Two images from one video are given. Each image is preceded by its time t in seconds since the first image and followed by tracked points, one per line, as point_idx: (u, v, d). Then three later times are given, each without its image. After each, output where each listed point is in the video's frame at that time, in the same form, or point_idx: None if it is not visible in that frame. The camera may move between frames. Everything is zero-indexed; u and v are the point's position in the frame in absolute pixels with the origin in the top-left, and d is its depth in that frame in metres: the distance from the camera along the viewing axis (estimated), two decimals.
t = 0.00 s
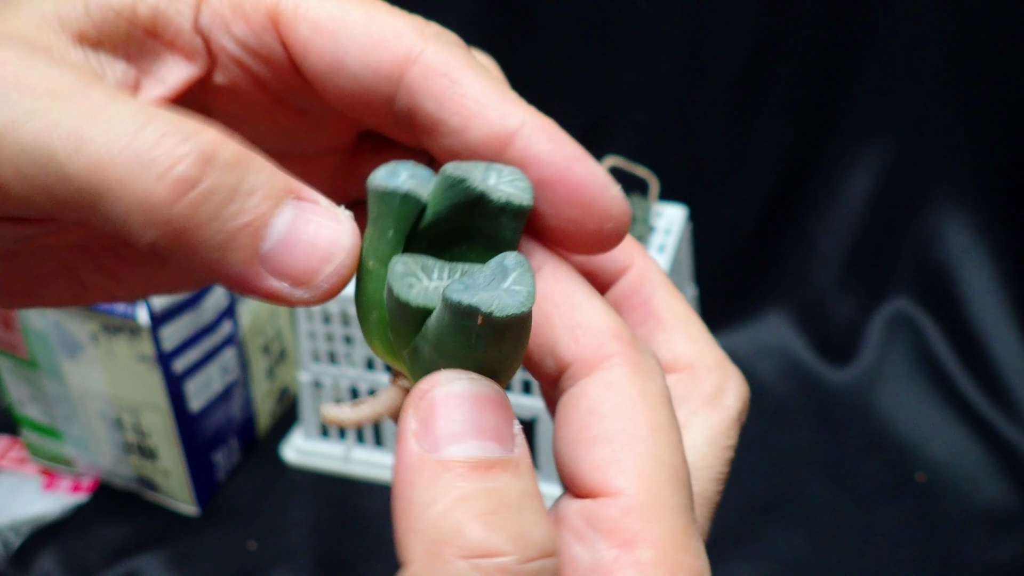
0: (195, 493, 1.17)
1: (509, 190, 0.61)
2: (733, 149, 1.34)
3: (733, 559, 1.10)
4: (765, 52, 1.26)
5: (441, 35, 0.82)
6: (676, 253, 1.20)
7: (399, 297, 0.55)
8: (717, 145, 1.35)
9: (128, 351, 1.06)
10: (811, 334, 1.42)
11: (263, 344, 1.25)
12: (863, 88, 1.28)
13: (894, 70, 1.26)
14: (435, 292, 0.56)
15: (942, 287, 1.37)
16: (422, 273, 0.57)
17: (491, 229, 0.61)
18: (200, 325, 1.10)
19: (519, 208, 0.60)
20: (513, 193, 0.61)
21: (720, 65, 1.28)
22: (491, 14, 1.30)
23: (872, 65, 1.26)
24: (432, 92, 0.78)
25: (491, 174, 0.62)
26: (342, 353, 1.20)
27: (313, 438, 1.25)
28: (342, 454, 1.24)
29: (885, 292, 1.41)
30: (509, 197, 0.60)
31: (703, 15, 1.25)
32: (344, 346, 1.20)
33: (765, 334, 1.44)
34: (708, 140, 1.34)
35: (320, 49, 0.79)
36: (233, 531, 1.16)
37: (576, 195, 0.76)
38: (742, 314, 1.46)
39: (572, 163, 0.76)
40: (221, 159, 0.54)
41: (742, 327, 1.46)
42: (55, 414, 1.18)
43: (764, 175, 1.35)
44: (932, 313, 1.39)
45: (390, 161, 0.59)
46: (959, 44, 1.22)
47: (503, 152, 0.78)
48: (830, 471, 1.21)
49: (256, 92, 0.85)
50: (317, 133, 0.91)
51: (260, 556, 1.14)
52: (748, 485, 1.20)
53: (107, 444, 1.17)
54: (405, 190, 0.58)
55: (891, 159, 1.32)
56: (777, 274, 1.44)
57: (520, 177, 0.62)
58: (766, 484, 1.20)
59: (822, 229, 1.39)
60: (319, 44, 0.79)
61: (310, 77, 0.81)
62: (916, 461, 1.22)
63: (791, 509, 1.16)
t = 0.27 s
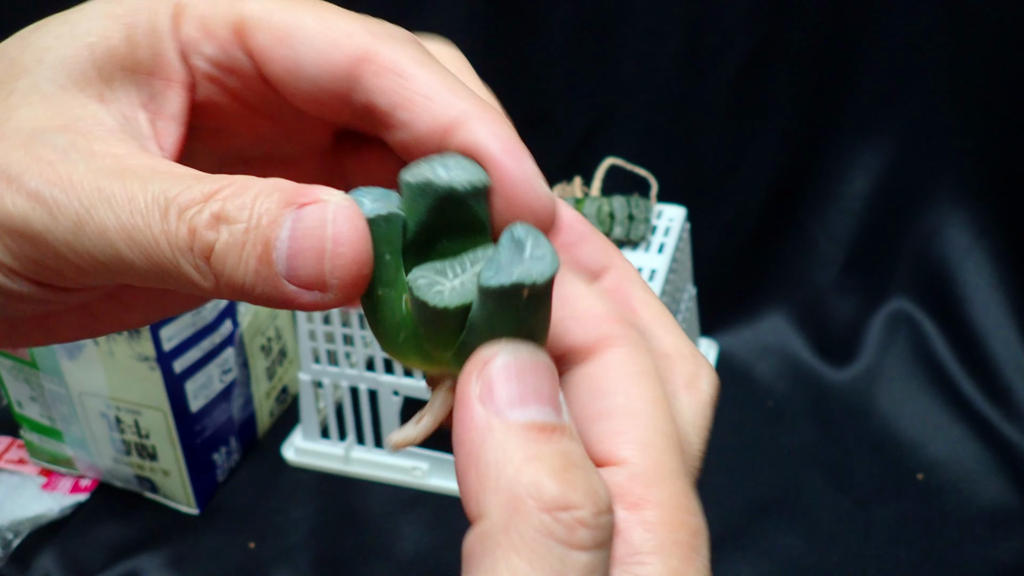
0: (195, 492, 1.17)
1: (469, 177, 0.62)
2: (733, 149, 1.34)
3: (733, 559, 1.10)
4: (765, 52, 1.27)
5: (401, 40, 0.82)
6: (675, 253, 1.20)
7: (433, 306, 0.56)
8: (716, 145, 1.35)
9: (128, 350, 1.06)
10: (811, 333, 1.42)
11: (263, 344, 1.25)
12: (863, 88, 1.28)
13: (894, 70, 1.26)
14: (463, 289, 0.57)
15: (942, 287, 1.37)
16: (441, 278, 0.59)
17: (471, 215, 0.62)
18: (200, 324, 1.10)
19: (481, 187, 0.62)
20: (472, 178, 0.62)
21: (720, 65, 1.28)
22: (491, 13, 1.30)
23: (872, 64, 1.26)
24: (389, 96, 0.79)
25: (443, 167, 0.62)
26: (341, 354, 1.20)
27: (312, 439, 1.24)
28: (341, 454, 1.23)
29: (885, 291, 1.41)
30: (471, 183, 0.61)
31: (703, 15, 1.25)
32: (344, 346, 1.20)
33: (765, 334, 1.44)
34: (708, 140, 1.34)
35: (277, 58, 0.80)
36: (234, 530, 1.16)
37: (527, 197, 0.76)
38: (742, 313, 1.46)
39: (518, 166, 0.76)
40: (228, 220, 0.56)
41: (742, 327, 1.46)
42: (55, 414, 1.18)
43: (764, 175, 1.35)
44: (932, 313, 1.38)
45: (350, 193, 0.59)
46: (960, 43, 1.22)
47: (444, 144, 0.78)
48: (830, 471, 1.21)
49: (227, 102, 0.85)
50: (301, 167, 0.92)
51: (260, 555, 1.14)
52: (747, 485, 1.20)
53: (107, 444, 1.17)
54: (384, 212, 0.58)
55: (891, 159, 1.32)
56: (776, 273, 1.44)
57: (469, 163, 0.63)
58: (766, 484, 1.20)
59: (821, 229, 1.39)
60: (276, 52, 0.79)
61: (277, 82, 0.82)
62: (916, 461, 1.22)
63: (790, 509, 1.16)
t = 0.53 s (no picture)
0: (195, 493, 1.17)
1: (472, 138, 0.69)
2: (732, 149, 1.34)
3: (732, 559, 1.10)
4: (765, 53, 1.27)
5: (320, 3, 0.81)
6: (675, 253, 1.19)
7: (528, 267, 0.65)
8: (716, 144, 1.35)
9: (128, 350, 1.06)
10: (810, 332, 1.42)
11: (263, 344, 1.25)
12: (862, 88, 1.28)
13: (894, 70, 1.26)
14: (541, 240, 0.66)
15: (941, 287, 1.37)
16: (516, 235, 0.66)
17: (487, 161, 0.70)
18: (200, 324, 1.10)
19: (485, 138, 0.70)
20: (473, 138, 0.70)
21: (720, 65, 1.28)
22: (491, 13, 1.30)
23: (872, 65, 1.26)
24: (342, 70, 0.79)
25: (445, 136, 0.69)
26: (341, 353, 1.19)
27: (312, 439, 1.24)
28: (341, 454, 1.23)
29: (885, 291, 1.41)
30: (476, 140, 0.69)
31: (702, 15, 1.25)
32: (344, 347, 1.20)
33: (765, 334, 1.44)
34: (707, 140, 1.34)
35: (218, 72, 0.77)
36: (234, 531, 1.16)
37: (486, 105, 0.74)
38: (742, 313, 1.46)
39: (472, 84, 0.74)
40: (313, 279, 0.59)
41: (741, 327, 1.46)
42: (55, 414, 1.18)
43: (764, 175, 1.35)
44: (932, 312, 1.39)
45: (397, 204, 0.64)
46: (960, 44, 1.22)
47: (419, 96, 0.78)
48: (831, 472, 1.21)
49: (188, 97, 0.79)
50: (252, 147, 0.93)
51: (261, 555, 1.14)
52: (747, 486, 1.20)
53: (107, 444, 1.17)
54: (438, 210, 0.64)
55: (891, 159, 1.32)
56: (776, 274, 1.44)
57: (461, 124, 0.70)
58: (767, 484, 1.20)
59: (821, 229, 1.39)
60: (214, 67, 0.77)
61: (221, 92, 0.80)
62: (916, 461, 1.22)
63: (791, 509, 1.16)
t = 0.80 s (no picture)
0: (195, 493, 1.17)
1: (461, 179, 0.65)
2: (731, 150, 1.34)
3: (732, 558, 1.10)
4: (765, 53, 1.27)
5: (314, 47, 0.79)
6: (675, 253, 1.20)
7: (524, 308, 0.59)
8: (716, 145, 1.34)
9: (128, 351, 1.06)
10: (810, 332, 1.42)
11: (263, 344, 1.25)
12: (862, 89, 1.28)
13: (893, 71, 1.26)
14: (536, 279, 0.60)
15: (942, 287, 1.37)
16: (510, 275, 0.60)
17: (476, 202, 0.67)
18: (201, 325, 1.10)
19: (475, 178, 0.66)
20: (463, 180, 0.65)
21: (720, 66, 1.28)
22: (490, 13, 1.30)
23: (872, 65, 1.26)
24: (336, 117, 0.79)
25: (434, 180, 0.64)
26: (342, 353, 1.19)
27: (312, 439, 1.24)
28: (341, 454, 1.23)
29: (885, 291, 1.41)
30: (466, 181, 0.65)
31: (702, 16, 1.25)
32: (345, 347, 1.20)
33: (765, 334, 1.44)
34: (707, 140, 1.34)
35: (212, 118, 0.76)
36: (235, 530, 1.16)
37: (479, 148, 0.74)
38: (742, 314, 1.46)
39: (463, 124, 0.75)
40: (309, 323, 0.59)
41: (741, 328, 1.46)
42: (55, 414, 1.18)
43: (763, 175, 1.35)
44: (931, 312, 1.39)
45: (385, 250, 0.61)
46: (959, 44, 1.22)
47: (407, 140, 0.78)
48: (831, 472, 1.21)
49: (188, 141, 0.79)
50: (251, 190, 0.93)
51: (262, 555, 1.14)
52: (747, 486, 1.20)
53: (106, 444, 1.17)
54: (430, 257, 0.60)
55: (891, 160, 1.32)
56: (776, 275, 1.44)
57: (453, 169, 0.65)
58: (767, 484, 1.20)
59: (821, 229, 1.39)
60: (209, 113, 0.76)
61: (214, 137, 0.79)
62: (916, 461, 1.22)
63: (791, 509, 1.16)
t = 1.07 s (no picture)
0: (194, 492, 1.17)
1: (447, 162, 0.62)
2: (731, 150, 1.34)
3: (733, 559, 1.10)
4: (764, 54, 1.27)
5: None
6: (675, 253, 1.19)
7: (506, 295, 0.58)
8: (715, 145, 1.34)
9: (127, 350, 1.06)
10: (810, 333, 1.43)
11: (263, 344, 1.25)
12: (862, 89, 1.27)
13: (893, 70, 1.25)
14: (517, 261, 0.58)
15: (942, 288, 1.37)
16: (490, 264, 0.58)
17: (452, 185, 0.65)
18: (200, 324, 1.10)
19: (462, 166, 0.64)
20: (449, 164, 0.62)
21: (718, 65, 1.28)
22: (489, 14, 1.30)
23: (871, 65, 1.26)
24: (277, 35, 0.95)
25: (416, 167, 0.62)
26: (342, 353, 1.19)
27: (312, 439, 1.25)
28: (341, 454, 1.23)
29: (885, 292, 1.40)
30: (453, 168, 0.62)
31: (701, 17, 1.26)
32: (344, 346, 1.19)
33: (764, 335, 1.45)
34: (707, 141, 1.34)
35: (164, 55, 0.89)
36: (235, 531, 1.16)
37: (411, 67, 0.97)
38: (742, 314, 1.46)
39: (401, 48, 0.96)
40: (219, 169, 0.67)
41: (742, 328, 1.46)
42: (55, 414, 1.17)
43: (763, 175, 1.35)
44: (932, 312, 1.39)
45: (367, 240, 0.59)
46: (959, 43, 1.22)
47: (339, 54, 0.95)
48: (831, 472, 1.21)
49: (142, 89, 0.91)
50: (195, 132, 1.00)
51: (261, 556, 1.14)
52: (746, 487, 1.20)
53: (106, 444, 1.17)
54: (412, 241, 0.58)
55: (892, 160, 1.31)
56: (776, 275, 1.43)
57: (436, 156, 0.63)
58: (767, 484, 1.20)
59: (822, 229, 1.38)
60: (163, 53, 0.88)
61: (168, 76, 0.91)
62: (916, 462, 1.22)
63: (791, 508, 1.16)
